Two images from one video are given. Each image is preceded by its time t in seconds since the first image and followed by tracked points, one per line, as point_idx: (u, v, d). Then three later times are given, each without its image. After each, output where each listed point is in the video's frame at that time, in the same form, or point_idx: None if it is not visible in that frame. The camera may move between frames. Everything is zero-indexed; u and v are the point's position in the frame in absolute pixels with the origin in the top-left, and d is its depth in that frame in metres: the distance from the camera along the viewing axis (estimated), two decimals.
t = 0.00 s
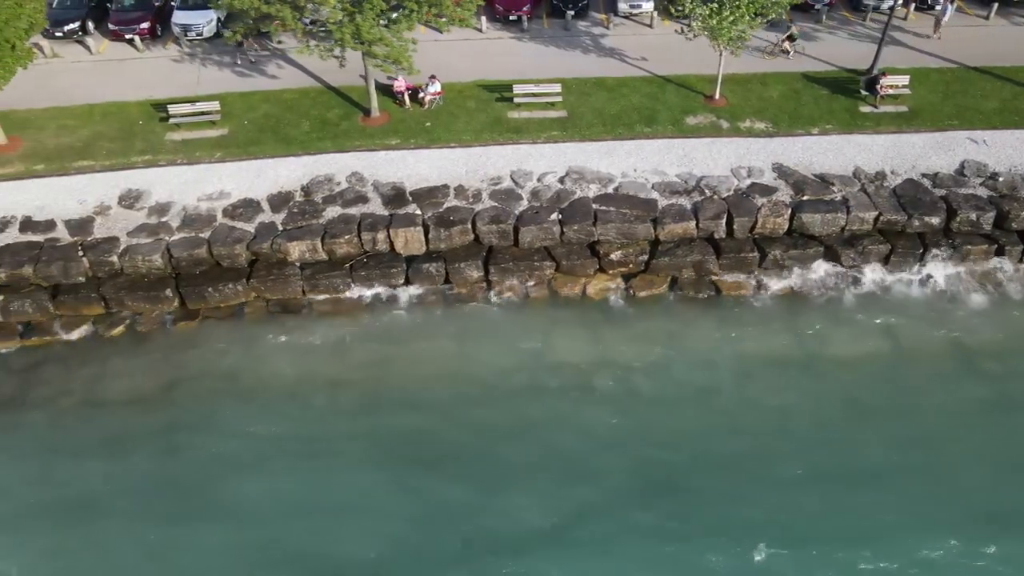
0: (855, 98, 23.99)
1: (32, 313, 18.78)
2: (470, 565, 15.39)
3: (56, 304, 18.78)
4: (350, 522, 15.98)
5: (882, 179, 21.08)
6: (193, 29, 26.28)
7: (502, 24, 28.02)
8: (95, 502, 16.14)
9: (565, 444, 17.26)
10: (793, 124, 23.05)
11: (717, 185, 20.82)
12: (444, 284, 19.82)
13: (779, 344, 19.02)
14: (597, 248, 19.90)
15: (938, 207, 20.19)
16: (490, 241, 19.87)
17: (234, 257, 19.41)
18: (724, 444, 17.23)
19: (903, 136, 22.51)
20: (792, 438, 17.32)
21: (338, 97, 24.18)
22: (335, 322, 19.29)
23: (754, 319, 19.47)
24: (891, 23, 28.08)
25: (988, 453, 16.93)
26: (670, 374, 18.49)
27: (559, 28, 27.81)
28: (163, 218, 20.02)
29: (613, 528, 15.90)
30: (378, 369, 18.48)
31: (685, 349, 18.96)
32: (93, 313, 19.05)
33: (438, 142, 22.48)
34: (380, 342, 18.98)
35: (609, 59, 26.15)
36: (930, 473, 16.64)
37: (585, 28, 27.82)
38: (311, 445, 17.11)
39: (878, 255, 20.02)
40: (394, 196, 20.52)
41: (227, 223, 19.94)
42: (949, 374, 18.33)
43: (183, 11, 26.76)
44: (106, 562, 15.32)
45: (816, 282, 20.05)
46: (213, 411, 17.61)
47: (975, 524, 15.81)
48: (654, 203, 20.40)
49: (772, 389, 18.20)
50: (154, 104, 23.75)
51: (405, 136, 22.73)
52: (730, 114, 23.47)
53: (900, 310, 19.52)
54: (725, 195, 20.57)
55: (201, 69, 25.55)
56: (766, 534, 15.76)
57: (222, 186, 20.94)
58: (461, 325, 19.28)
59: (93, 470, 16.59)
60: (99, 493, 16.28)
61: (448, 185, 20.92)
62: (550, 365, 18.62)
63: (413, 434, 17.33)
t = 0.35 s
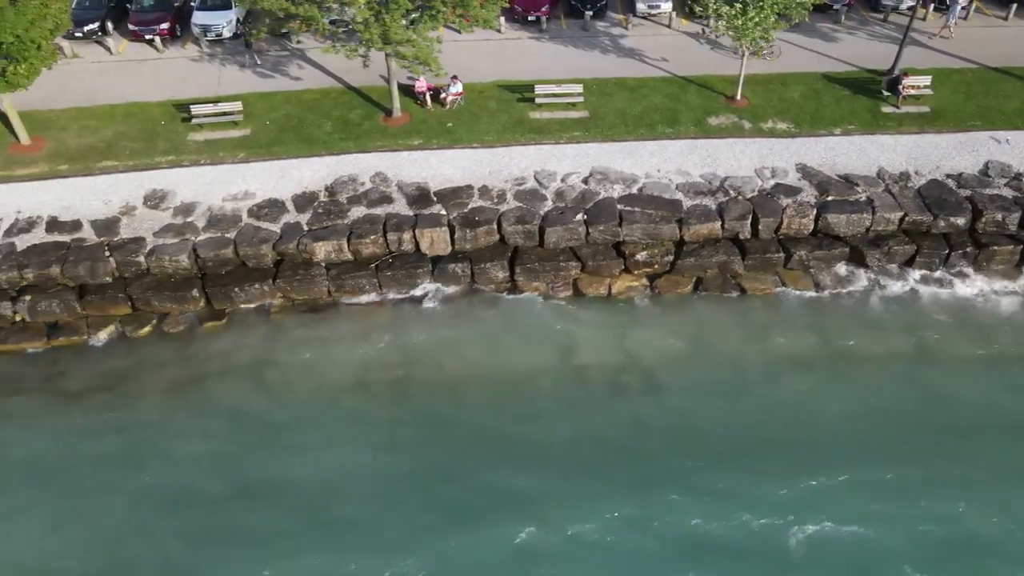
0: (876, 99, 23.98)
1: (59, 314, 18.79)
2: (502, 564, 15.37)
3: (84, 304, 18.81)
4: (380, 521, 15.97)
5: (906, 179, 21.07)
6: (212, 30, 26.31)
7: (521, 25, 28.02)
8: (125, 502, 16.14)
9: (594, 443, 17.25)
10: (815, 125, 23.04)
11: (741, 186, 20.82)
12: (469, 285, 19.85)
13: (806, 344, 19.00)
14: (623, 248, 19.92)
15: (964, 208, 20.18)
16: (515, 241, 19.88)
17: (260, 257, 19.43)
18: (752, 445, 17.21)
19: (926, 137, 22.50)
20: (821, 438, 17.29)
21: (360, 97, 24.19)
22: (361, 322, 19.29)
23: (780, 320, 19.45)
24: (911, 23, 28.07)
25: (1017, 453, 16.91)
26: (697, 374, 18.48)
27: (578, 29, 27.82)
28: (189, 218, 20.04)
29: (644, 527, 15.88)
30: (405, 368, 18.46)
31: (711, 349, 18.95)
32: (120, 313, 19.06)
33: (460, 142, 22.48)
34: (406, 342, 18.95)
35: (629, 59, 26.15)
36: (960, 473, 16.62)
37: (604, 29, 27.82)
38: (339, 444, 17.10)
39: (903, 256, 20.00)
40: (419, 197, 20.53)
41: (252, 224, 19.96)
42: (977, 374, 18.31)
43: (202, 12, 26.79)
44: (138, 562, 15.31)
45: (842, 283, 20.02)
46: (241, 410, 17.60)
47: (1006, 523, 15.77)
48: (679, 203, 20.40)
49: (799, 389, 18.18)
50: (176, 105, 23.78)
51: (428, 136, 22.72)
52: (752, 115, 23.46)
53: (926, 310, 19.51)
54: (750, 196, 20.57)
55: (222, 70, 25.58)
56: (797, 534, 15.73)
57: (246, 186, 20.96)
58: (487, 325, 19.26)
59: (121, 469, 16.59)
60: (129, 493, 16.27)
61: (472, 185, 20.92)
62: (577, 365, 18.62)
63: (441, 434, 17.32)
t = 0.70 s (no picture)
0: (904, 101, 23.89)
1: (91, 312, 18.87)
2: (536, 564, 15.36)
3: (115, 302, 18.89)
4: (413, 520, 15.97)
5: (936, 181, 20.99)
6: (236, 30, 26.37)
7: (544, 25, 28.01)
8: (159, 500, 16.18)
9: (625, 444, 17.22)
10: (842, 126, 22.97)
11: (770, 187, 20.79)
12: (498, 285, 19.85)
13: (836, 346, 18.94)
14: (652, 250, 19.93)
15: (995, 211, 20.10)
16: (544, 242, 19.89)
17: (290, 257, 19.48)
18: (784, 445, 17.16)
19: (955, 139, 22.40)
20: (853, 440, 17.23)
21: (385, 97, 24.21)
22: (390, 321, 19.31)
23: (809, 322, 19.39)
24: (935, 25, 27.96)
25: None
26: (727, 376, 18.43)
27: (601, 30, 27.80)
28: (218, 217, 20.10)
29: (676, 528, 15.87)
30: (436, 368, 18.46)
31: (741, 350, 18.91)
32: (151, 311, 19.13)
33: (487, 142, 22.48)
34: (435, 341, 18.95)
35: (653, 60, 26.11)
36: (994, 476, 16.55)
37: (627, 30, 27.79)
38: (370, 442, 17.11)
39: (934, 258, 19.93)
40: (447, 197, 20.54)
41: (282, 223, 20.00)
42: (1010, 377, 18.22)
43: (227, 12, 26.84)
44: (174, 560, 15.35)
45: (873, 285, 19.92)
46: (272, 408, 17.64)
47: None
48: (707, 204, 20.37)
49: (831, 391, 18.11)
50: (203, 104, 23.85)
51: (454, 136, 22.72)
52: (779, 116, 23.41)
53: (956, 313, 19.44)
54: (779, 197, 20.54)
55: (247, 69, 25.64)
56: (831, 536, 15.68)
57: (274, 186, 21.02)
58: (515, 324, 19.25)
59: (154, 466, 16.64)
60: (163, 491, 16.31)
61: (500, 185, 20.93)
62: (607, 365, 18.60)
63: (472, 433, 17.32)
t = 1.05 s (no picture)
0: (933, 102, 23.77)
1: (123, 309, 18.95)
2: (573, 563, 15.30)
3: (148, 300, 18.96)
4: (448, 518, 15.93)
5: (968, 184, 20.89)
6: (263, 28, 26.42)
7: (569, 25, 27.98)
8: (194, 497, 16.16)
9: (660, 445, 17.15)
10: (872, 128, 22.86)
11: (801, 189, 20.72)
12: (529, 286, 19.69)
13: (869, 348, 18.86)
14: (682, 251, 19.92)
15: None
16: (575, 242, 19.88)
17: (321, 255, 19.50)
18: (818, 447, 17.08)
19: (986, 142, 22.29)
20: (888, 443, 17.13)
21: (412, 97, 24.23)
22: (421, 321, 19.34)
23: (841, 324, 19.32)
24: (963, 27, 27.83)
25: None
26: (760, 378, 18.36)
27: (626, 30, 27.76)
28: (249, 216, 20.16)
29: (712, 529, 15.79)
30: (467, 367, 18.45)
31: (773, 353, 18.85)
32: (183, 309, 19.17)
33: (515, 142, 22.48)
34: (466, 341, 18.95)
35: (679, 61, 26.05)
36: None
37: (652, 31, 27.75)
38: (403, 440, 17.09)
39: (967, 262, 19.84)
40: (477, 196, 20.54)
41: (313, 222, 20.04)
42: None
43: (253, 11, 26.90)
44: (208, 557, 15.29)
45: (906, 288, 19.77)
46: (305, 406, 17.66)
47: None
48: (738, 206, 20.32)
49: (864, 394, 18.02)
50: (231, 103, 23.91)
51: (482, 136, 22.72)
52: (807, 118, 23.32)
53: (989, 317, 19.36)
54: (810, 199, 20.48)
55: (273, 69, 25.70)
56: (869, 539, 15.59)
57: (304, 184, 21.07)
58: (546, 326, 19.27)
59: (188, 462, 16.66)
60: (198, 487, 16.29)
61: (530, 186, 20.92)
62: (638, 366, 18.57)
63: (505, 432, 17.28)
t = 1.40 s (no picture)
0: (960, 104, 23.69)
1: (154, 307, 19.03)
2: (605, 562, 15.21)
3: (178, 298, 19.01)
4: (480, 516, 15.86)
5: (998, 186, 20.78)
6: (287, 28, 26.46)
7: (592, 26, 27.95)
8: (226, 494, 16.13)
9: (691, 446, 17.07)
10: (899, 130, 22.78)
11: (829, 191, 20.66)
12: (557, 287, 19.72)
13: (899, 351, 18.76)
14: (711, 252, 19.87)
15: None
16: (603, 243, 19.85)
17: (349, 255, 19.50)
18: (851, 449, 16.98)
19: (1015, 144, 22.18)
20: (921, 446, 17.03)
21: (437, 97, 24.25)
22: (450, 321, 19.37)
23: (871, 327, 19.25)
24: (988, 29, 27.72)
25: None
26: (790, 379, 18.29)
27: (650, 31, 27.72)
28: (278, 215, 20.21)
29: (746, 530, 15.69)
30: (496, 368, 18.45)
31: (803, 354, 18.78)
32: (212, 307, 19.21)
33: (541, 142, 22.47)
34: (495, 342, 18.96)
35: (703, 61, 25.99)
36: None
37: (676, 31, 27.70)
38: (434, 440, 17.06)
39: (997, 264, 19.73)
40: (505, 196, 20.54)
41: (341, 222, 20.05)
42: None
43: (278, 11, 26.96)
44: (241, 554, 15.25)
45: (935, 290, 19.69)
46: (335, 405, 17.68)
47: None
48: (767, 207, 20.27)
49: (897, 396, 17.91)
50: (256, 103, 23.95)
51: (508, 137, 22.71)
52: (834, 119, 23.24)
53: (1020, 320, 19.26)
54: (839, 201, 20.41)
55: (298, 68, 25.75)
56: (904, 540, 15.48)
57: (332, 184, 21.11)
58: (575, 327, 19.24)
59: (220, 460, 16.66)
60: (230, 484, 16.27)
61: (557, 186, 20.90)
62: (668, 367, 18.51)
63: (536, 432, 17.24)
